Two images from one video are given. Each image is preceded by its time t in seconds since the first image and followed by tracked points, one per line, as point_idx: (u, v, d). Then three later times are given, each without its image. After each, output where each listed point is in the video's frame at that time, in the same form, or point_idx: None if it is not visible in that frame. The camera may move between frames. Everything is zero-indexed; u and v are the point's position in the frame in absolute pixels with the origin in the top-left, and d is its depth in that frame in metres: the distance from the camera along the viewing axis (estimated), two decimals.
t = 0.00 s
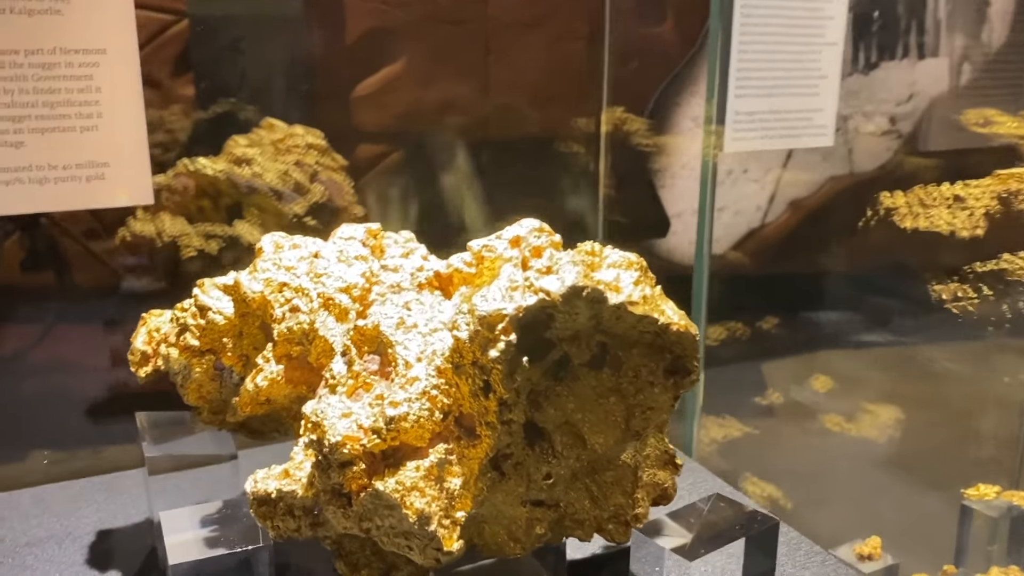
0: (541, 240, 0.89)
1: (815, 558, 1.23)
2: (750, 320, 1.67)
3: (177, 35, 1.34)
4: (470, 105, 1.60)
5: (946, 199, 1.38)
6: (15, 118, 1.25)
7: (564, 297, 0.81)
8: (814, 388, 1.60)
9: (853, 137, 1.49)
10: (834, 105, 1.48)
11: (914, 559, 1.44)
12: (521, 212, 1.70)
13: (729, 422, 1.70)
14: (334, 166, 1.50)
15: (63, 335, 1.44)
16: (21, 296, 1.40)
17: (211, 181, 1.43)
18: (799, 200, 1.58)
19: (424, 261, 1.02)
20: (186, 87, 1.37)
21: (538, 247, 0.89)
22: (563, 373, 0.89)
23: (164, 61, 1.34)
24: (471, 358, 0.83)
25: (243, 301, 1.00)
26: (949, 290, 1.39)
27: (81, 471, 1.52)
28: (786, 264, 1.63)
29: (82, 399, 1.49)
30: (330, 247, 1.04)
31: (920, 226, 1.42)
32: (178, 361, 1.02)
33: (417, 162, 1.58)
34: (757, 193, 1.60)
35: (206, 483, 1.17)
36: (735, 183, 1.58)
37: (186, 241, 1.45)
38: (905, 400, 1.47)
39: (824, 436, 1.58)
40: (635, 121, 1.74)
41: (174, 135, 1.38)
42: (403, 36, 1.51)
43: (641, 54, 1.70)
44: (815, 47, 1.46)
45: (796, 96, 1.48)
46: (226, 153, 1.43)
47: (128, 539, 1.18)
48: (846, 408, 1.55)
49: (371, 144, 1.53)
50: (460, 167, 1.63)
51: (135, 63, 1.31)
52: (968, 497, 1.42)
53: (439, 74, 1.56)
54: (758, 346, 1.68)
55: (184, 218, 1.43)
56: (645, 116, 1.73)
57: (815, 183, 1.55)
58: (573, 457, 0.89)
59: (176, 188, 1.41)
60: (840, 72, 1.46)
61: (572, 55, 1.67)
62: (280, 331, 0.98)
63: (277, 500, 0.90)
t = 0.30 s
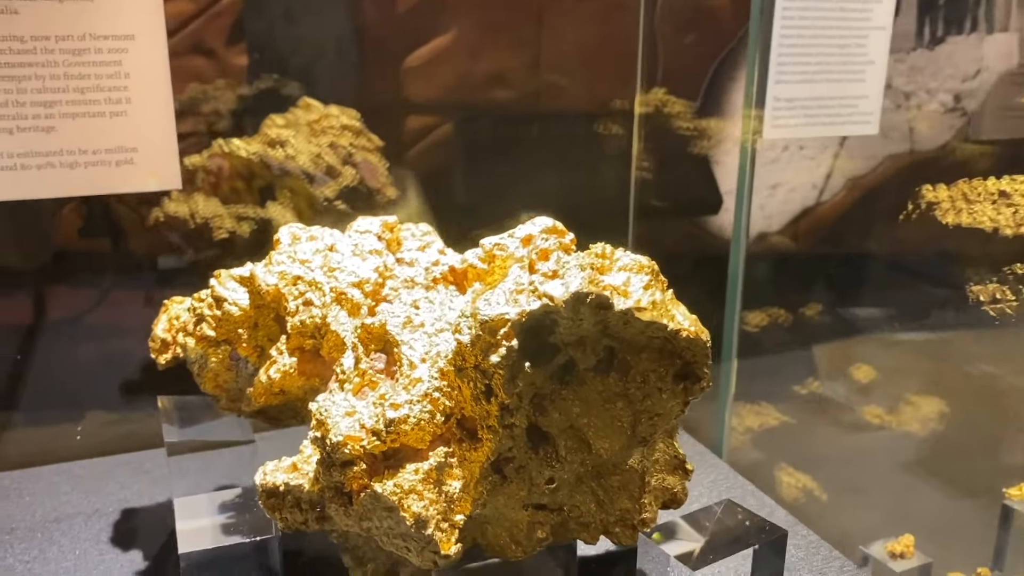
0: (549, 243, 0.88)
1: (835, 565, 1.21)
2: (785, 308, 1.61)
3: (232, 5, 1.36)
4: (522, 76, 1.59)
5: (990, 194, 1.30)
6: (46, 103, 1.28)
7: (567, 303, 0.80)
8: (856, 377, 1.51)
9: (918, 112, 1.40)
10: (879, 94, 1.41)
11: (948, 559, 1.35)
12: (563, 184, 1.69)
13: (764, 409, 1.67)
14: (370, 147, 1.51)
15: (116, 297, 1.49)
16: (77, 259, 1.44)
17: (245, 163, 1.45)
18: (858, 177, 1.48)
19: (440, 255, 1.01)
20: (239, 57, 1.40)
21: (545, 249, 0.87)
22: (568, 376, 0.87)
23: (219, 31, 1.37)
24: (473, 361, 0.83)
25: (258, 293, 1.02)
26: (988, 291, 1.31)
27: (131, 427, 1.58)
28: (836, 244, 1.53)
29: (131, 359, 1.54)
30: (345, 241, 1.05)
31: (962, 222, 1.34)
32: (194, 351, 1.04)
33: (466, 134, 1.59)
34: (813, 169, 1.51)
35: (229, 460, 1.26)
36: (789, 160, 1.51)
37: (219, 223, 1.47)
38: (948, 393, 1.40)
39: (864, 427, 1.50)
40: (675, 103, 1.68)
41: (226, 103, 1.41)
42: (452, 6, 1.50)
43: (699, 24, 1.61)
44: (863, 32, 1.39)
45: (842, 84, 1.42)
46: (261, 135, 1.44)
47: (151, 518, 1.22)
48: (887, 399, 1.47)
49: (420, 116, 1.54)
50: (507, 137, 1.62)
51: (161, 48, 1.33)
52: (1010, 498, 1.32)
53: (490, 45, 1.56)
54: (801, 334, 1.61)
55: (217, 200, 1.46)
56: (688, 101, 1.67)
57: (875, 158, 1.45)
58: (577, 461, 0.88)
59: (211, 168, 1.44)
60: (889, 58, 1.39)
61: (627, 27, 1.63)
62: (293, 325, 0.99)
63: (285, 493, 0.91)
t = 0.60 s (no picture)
0: (566, 270, 0.91)
1: None
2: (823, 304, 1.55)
3: None
4: (564, 57, 1.63)
5: None
6: (85, 112, 1.31)
7: (582, 331, 0.82)
8: (891, 376, 1.47)
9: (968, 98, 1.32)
10: (918, 97, 1.36)
11: (976, 562, 1.34)
12: (598, 171, 1.74)
13: (796, 407, 1.64)
14: (402, 144, 1.56)
15: (157, 277, 1.54)
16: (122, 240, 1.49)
17: (280, 162, 1.49)
18: (900, 165, 1.41)
19: (464, 270, 1.03)
20: (281, 38, 1.44)
21: (562, 276, 0.90)
22: (585, 399, 0.89)
23: (261, 12, 1.41)
24: (489, 386, 0.85)
25: (287, 306, 1.04)
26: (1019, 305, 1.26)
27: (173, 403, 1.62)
28: (873, 230, 1.47)
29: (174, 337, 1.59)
30: (371, 254, 1.07)
31: (995, 232, 1.27)
32: (225, 360, 1.09)
33: (504, 116, 1.62)
34: (856, 156, 1.43)
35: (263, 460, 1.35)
36: (830, 150, 1.43)
37: (253, 222, 1.53)
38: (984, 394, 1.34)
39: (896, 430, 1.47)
40: (708, 100, 1.66)
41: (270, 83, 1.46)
42: None
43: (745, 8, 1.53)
44: (900, 34, 1.33)
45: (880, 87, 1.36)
46: (295, 135, 1.49)
47: (184, 513, 1.30)
48: (922, 400, 1.43)
49: (460, 97, 1.58)
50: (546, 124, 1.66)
51: (195, 51, 1.37)
52: None
53: (530, 27, 1.59)
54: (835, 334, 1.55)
55: (252, 198, 1.51)
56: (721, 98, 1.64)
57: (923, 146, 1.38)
58: (591, 482, 0.90)
59: (246, 167, 1.49)
60: (927, 61, 1.34)
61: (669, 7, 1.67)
62: (319, 338, 1.01)
63: (309, 502, 0.94)
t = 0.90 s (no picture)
0: (587, 298, 0.94)
1: None
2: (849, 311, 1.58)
3: None
4: (593, 52, 1.67)
5: None
6: (124, 130, 1.39)
7: (601, 361, 0.85)
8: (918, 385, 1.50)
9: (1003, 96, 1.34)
10: (944, 109, 1.41)
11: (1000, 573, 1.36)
12: (625, 169, 1.80)
13: (823, 415, 1.66)
14: (430, 153, 1.63)
15: (194, 266, 1.59)
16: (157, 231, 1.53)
17: (310, 173, 1.57)
18: (936, 161, 1.44)
19: (488, 291, 1.05)
20: (313, 34, 1.49)
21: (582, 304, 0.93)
22: (604, 424, 0.91)
23: (293, 9, 1.46)
24: (510, 412, 0.89)
25: (316, 326, 1.08)
26: None
27: (208, 392, 1.68)
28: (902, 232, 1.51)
29: (209, 327, 1.65)
30: (399, 276, 1.10)
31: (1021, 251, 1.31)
32: (257, 377, 1.13)
33: (533, 112, 1.67)
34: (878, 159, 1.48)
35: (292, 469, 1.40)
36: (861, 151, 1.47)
37: (285, 232, 1.60)
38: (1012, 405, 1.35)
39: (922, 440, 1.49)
40: (736, 109, 1.70)
41: (302, 79, 1.51)
42: None
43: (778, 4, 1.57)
44: (928, 48, 1.40)
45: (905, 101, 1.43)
46: (325, 146, 1.56)
47: (215, 520, 1.35)
48: (946, 410, 1.45)
49: (489, 94, 1.63)
50: (573, 123, 1.71)
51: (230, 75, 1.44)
52: None
53: (561, 23, 1.64)
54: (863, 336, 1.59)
55: (283, 209, 1.58)
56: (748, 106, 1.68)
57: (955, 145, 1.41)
58: (609, 505, 0.93)
59: (279, 178, 1.56)
60: (955, 74, 1.39)
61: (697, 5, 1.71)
62: (348, 357, 1.04)
63: (336, 518, 0.98)
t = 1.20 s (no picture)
0: (607, 330, 1.00)
1: None
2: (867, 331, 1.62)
3: None
4: (615, 68, 1.73)
5: None
6: (166, 161, 1.47)
7: (618, 393, 0.90)
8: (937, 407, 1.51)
9: None
10: (958, 140, 1.44)
11: None
12: (644, 191, 1.87)
13: (840, 434, 1.72)
14: (455, 177, 1.69)
15: (220, 279, 1.65)
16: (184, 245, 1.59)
17: (340, 199, 1.63)
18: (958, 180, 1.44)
19: (511, 319, 1.09)
20: (340, 50, 1.55)
21: (602, 336, 0.99)
22: (621, 452, 0.95)
23: (321, 26, 1.52)
24: (532, 440, 0.92)
25: (347, 352, 1.14)
26: None
27: (241, 400, 1.75)
28: (919, 250, 1.53)
29: (240, 337, 1.71)
30: (425, 304, 1.14)
31: None
32: (290, 401, 1.19)
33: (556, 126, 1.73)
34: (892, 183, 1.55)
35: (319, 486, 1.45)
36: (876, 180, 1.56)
37: (316, 255, 1.66)
38: None
39: (940, 461, 1.51)
40: (755, 135, 1.78)
41: (330, 93, 1.57)
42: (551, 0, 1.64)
43: (802, 22, 1.63)
44: (945, 78, 1.44)
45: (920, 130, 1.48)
46: (354, 171, 1.62)
47: (248, 537, 1.41)
48: (963, 431, 1.46)
49: (512, 109, 1.69)
50: (594, 142, 1.78)
51: (268, 115, 1.52)
52: None
53: (585, 39, 1.69)
54: (881, 356, 1.61)
55: (314, 232, 1.64)
56: (766, 131, 1.76)
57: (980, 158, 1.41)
58: (626, 530, 0.97)
59: (310, 202, 1.62)
60: (970, 106, 1.41)
61: (716, 23, 1.77)
62: (376, 382, 1.10)
63: (364, 538, 1.02)
